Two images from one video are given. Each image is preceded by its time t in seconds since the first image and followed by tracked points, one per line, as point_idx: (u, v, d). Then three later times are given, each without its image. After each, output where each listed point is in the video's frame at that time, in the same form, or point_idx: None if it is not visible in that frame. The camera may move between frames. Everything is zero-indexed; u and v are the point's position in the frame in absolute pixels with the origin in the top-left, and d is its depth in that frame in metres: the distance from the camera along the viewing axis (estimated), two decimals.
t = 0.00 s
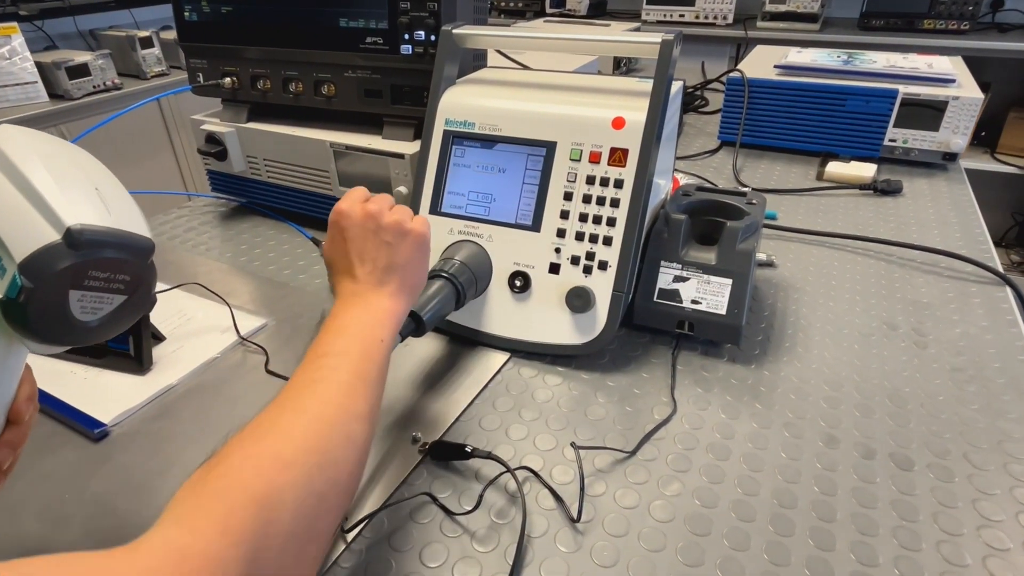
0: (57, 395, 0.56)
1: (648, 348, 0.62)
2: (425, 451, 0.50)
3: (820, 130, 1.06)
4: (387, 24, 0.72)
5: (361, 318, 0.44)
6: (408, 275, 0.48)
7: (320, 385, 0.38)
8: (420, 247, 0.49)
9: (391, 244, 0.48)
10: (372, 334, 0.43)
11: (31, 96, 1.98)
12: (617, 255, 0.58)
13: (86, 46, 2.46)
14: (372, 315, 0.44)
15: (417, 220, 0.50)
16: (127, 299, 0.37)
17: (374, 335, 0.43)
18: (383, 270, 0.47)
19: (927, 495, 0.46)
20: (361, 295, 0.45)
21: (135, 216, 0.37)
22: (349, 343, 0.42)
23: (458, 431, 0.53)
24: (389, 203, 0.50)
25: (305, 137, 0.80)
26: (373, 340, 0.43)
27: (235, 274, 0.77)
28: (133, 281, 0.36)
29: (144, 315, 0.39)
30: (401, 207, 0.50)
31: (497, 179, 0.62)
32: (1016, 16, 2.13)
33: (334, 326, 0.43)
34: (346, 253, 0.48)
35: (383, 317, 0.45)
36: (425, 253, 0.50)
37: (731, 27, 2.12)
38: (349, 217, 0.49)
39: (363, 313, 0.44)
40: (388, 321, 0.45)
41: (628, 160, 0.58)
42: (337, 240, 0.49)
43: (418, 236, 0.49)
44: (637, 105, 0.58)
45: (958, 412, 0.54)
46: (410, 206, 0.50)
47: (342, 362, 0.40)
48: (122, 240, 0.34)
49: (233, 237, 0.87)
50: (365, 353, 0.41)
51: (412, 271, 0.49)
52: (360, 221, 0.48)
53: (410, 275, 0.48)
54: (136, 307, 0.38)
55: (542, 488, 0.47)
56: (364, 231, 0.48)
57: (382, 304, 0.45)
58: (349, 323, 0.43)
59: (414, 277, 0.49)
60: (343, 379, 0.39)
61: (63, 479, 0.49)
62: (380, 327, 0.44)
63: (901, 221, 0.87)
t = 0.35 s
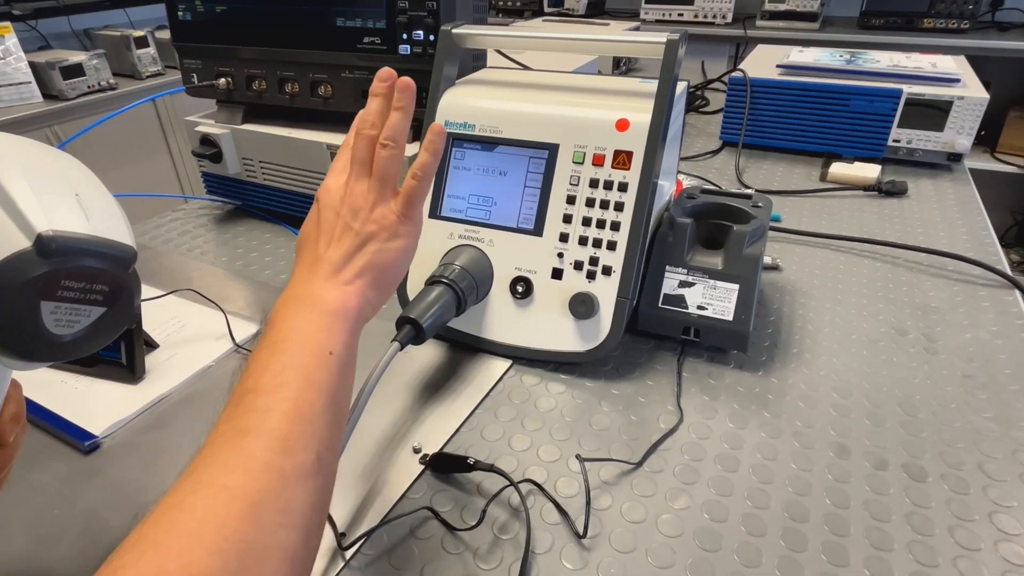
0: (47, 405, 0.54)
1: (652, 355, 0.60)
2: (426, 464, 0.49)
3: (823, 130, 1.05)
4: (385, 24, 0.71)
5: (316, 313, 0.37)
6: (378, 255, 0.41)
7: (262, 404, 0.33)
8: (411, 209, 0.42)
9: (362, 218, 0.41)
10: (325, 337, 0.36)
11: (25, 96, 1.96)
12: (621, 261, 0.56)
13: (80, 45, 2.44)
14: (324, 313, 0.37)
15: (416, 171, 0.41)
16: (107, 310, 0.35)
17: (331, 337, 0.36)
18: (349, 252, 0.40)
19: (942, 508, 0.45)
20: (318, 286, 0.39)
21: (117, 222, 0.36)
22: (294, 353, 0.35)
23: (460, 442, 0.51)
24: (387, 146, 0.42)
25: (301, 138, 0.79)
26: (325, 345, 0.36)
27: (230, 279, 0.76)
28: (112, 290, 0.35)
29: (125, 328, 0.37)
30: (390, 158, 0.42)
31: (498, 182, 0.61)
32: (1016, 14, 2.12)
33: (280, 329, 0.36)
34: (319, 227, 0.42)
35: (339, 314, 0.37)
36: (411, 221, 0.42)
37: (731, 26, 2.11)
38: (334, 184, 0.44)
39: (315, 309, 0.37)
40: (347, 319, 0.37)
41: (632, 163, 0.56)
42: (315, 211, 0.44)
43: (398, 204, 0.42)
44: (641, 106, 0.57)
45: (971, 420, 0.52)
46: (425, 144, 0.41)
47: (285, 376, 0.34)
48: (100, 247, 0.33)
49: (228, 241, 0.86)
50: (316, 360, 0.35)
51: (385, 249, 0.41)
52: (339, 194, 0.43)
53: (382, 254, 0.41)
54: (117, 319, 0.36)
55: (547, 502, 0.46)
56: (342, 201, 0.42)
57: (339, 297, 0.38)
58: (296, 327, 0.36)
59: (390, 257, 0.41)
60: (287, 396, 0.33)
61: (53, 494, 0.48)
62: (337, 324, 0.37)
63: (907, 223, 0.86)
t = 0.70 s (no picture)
0: (27, 425, 0.52)
1: (660, 369, 0.58)
2: (425, 488, 0.46)
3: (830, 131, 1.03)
4: (380, 23, 0.68)
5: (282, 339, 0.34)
6: (352, 270, 0.37)
7: (216, 446, 0.30)
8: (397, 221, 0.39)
9: (337, 228, 0.37)
10: (288, 367, 0.33)
11: (15, 96, 1.93)
12: (628, 271, 0.54)
13: (73, 44, 2.41)
14: (287, 340, 0.34)
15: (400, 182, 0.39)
16: (54, 336, 0.36)
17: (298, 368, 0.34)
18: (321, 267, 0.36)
19: (970, 534, 0.42)
20: (282, 305, 0.35)
21: (69, 241, 0.35)
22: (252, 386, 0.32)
23: (460, 463, 0.49)
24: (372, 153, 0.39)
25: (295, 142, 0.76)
26: (286, 376, 0.33)
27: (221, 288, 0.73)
28: (59, 315, 0.35)
29: (79, 354, 0.38)
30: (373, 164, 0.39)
31: (499, 188, 0.58)
32: (1019, 12, 2.10)
33: (235, 356, 0.33)
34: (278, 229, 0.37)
35: (305, 340, 0.34)
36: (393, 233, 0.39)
37: (731, 25, 2.09)
38: (296, 176, 0.38)
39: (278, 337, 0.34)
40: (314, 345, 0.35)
41: (640, 169, 0.54)
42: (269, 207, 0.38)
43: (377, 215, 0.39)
44: (649, 109, 0.55)
45: (995, 438, 0.50)
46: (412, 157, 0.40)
47: (243, 413, 0.31)
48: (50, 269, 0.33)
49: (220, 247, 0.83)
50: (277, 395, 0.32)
51: (361, 263, 0.38)
52: (307, 190, 0.37)
53: (357, 269, 0.38)
54: (67, 345, 0.37)
55: (553, 529, 0.43)
56: (315, 200, 0.37)
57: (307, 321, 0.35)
58: (257, 357, 0.33)
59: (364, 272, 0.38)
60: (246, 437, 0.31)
61: (31, 521, 0.45)
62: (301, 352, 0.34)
63: (918, 228, 0.84)
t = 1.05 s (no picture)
0: None
1: (676, 386, 0.54)
2: (422, 523, 0.42)
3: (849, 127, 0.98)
4: (376, 10, 0.63)
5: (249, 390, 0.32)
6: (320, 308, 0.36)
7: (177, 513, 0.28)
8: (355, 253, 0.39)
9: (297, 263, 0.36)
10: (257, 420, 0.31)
11: (6, 90, 1.88)
12: (644, 280, 0.49)
13: (66, 37, 2.36)
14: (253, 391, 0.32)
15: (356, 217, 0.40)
16: None
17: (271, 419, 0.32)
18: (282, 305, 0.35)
19: None
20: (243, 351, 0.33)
21: None
22: (218, 446, 0.30)
23: (461, 494, 0.44)
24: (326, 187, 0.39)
25: (285, 138, 0.72)
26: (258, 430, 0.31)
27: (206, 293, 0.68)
28: None
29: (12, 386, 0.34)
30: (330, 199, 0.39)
31: (503, 189, 0.54)
32: None
33: (199, 416, 0.31)
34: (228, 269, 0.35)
35: (275, 389, 0.32)
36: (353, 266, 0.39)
37: (739, 17, 2.03)
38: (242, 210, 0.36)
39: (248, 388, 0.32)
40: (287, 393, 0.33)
41: (657, 168, 0.49)
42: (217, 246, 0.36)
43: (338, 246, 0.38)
44: (668, 103, 0.50)
45: None
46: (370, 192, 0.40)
47: (202, 488, 0.29)
48: None
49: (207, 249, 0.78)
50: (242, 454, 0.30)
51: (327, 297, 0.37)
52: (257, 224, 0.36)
53: (325, 307, 0.37)
54: None
55: (563, 572, 0.39)
56: (267, 235, 0.36)
57: (276, 368, 0.33)
58: (224, 419, 0.31)
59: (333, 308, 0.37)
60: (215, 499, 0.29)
61: None
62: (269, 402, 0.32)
63: (946, 230, 0.79)
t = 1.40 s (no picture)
0: None
1: (699, 418, 0.49)
2: None
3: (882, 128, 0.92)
4: (377, 3, 0.59)
5: (186, 548, 0.31)
6: (251, 445, 0.34)
7: None
8: (272, 412, 0.35)
9: (207, 423, 0.33)
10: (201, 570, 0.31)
11: (12, 81, 1.84)
12: (666, 304, 0.45)
13: (73, 28, 2.33)
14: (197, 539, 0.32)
15: (272, 374, 0.35)
16: None
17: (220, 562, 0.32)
18: (205, 453, 0.33)
19: None
20: (177, 506, 0.33)
21: None
22: None
23: (461, 542, 0.40)
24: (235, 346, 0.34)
25: (281, 139, 0.68)
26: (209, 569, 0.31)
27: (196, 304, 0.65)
28: None
29: None
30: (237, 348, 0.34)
31: (512, 200, 0.49)
32: None
33: None
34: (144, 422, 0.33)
35: (218, 538, 0.32)
36: (282, 408, 0.35)
37: (759, 10, 1.96)
38: (141, 343, 0.33)
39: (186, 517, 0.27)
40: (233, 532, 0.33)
41: (683, 181, 0.44)
42: (124, 399, 0.33)
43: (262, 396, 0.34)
44: (695, 107, 0.45)
45: None
46: (272, 367, 0.35)
47: None
48: None
49: (200, 255, 0.75)
50: None
51: (256, 436, 0.34)
52: (159, 368, 0.32)
53: (260, 446, 0.35)
54: None
55: None
56: (174, 388, 0.32)
57: (215, 514, 0.33)
58: None
59: (272, 436, 0.35)
60: None
61: None
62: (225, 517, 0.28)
63: (988, 242, 0.74)
